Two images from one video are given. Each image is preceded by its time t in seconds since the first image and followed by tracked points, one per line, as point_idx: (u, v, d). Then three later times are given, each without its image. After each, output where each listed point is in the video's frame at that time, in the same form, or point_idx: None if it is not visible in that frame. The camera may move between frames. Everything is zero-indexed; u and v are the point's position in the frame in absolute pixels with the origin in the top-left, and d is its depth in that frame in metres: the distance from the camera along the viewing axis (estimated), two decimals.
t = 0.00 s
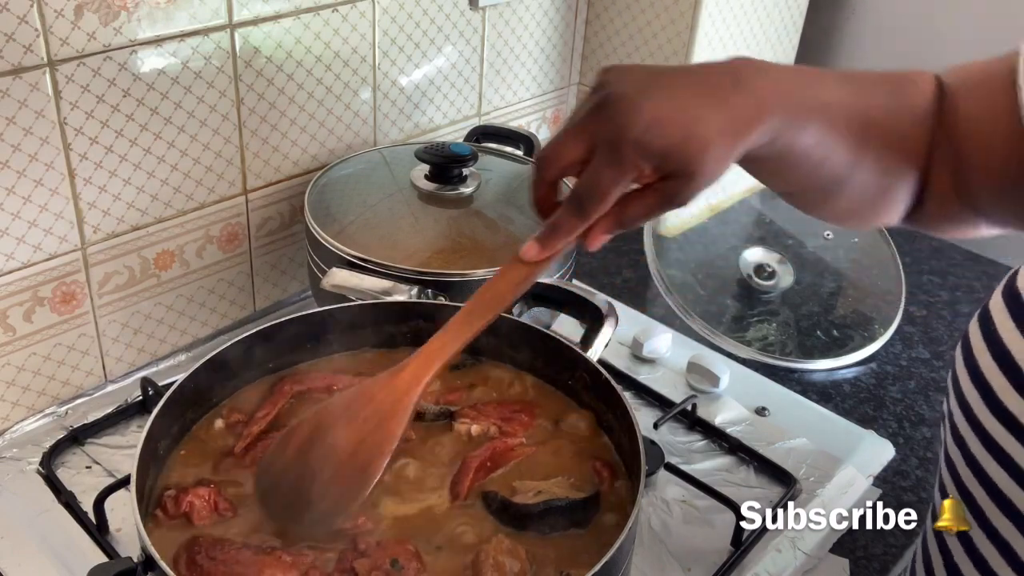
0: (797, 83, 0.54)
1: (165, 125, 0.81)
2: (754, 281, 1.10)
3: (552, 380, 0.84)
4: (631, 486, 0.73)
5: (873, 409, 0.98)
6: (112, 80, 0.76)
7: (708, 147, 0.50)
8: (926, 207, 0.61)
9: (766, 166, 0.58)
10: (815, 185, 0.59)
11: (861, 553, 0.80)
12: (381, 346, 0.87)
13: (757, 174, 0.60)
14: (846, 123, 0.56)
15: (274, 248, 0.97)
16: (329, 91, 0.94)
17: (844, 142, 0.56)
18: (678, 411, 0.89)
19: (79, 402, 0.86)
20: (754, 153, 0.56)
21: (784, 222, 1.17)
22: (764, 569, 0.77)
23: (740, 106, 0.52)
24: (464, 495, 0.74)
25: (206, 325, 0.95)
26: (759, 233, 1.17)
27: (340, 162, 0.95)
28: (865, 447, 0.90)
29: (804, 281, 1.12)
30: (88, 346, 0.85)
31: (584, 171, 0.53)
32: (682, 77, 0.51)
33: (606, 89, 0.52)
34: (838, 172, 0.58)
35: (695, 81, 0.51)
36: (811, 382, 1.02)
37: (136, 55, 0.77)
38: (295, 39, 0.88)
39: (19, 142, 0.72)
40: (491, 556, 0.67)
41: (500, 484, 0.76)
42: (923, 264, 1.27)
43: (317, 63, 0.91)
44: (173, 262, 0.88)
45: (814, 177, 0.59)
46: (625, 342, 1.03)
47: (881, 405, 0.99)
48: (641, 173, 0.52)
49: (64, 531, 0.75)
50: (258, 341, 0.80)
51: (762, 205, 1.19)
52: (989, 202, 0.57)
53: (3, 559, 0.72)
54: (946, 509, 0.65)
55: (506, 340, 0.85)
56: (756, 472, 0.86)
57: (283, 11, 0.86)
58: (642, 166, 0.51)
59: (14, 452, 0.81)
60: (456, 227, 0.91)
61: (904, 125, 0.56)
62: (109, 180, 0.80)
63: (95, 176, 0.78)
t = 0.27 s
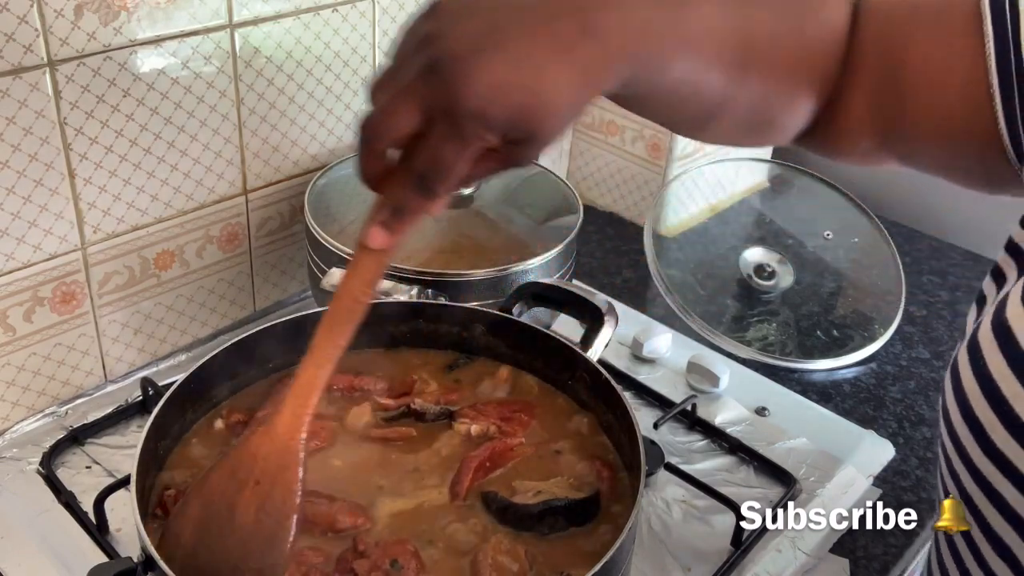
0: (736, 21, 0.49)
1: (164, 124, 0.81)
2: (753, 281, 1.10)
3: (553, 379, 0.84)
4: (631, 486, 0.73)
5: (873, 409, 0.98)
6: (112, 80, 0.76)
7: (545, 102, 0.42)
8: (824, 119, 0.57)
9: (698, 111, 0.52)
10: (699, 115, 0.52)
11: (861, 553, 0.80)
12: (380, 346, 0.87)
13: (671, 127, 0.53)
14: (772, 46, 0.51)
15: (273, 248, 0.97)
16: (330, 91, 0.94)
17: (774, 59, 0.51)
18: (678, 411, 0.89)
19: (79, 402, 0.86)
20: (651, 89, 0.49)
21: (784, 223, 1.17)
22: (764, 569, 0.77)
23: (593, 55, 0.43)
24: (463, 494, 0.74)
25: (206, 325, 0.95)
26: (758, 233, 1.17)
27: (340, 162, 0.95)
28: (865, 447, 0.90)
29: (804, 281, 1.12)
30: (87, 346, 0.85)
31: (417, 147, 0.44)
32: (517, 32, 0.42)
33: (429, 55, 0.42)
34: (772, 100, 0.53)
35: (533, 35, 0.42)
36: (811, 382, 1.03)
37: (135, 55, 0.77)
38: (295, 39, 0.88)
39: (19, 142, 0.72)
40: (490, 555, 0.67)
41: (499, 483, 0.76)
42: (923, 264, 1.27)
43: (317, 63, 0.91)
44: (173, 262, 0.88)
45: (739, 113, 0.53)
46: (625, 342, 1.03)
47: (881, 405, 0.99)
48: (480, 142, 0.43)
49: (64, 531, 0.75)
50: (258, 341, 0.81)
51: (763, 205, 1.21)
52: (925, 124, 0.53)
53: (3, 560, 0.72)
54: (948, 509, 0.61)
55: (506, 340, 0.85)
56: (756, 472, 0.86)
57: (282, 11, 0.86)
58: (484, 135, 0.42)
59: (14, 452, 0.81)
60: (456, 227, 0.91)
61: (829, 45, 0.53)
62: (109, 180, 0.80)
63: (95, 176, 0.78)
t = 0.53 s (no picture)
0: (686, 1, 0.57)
1: (164, 124, 0.81)
2: (753, 282, 1.10)
3: (553, 380, 0.84)
4: (631, 486, 0.73)
5: (874, 409, 0.98)
6: (112, 80, 0.76)
7: (477, 43, 0.50)
8: (820, 113, 0.62)
9: (679, 82, 0.60)
10: (670, 89, 0.61)
11: (861, 553, 0.80)
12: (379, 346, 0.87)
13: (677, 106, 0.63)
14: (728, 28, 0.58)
15: (274, 247, 0.97)
16: (330, 92, 0.94)
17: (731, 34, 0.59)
18: (678, 411, 0.89)
19: (79, 402, 0.86)
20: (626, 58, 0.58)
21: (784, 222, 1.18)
22: (764, 569, 0.77)
23: (519, 12, 0.51)
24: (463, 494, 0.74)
25: (206, 325, 0.95)
26: (758, 233, 1.17)
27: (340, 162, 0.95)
28: (865, 447, 0.90)
29: (804, 281, 1.12)
30: (87, 346, 0.85)
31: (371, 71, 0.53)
32: None
33: None
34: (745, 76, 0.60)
35: None
36: (811, 383, 1.03)
37: (135, 55, 0.77)
38: (295, 39, 0.88)
39: (19, 142, 0.72)
40: (489, 555, 0.67)
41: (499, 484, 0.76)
42: (923, 264, 1.27)
43: (317, 63, 0.91)
44: (173, 262, 0.88)
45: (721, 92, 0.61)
46: (625, 342, 1.03)
47: (881, 405, 0.99)
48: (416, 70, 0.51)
49: (63, 531, 0.75)
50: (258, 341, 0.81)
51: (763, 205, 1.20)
52: (914, 120, 0.57)
53: (3, 560, 0.72)
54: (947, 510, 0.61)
55: (507, 340, 0.85)
56: (756, 472, 0.86)
57: (282, 11, 0.86)
58: (415, 67, 0.51)
59: (14, 453, 0.81)
60: (456, 227, 0.91)
61: (820, 41, 0.59)
62: (109, 180, 0.80)
63: (95, 176, 0.78)
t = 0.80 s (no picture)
0: (768, 91, 0.63)
1: (165, 124, 0.81)
2: (754, 282, 1.10)
3: (553, 379, 0.84)
4: (631, 486, 0.73)
5: (873, 409, 0.98)
6: (112, 80, 0.76)
7: (660, 128, 0.64)
8: (957, 238, 0.63)
9: (786, 170, 0.66)
10: (837, 191, 0.65)
11: (861, 553, 0.80)
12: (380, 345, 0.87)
13: (771, 181, 0.68)
14: (806, 128, 0.63)
15: (274, 247, 0.97)
16: (329, 91, 0.94)
17: (813, 136, 0.63)
18: (678, 411, 0.89)
19: (79, 402, 0.86)
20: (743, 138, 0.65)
21: (784, 223, 1.17)
22: (764, 569, 0.77)
23: (723, 94, 0.63)
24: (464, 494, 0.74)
25: (206, 325, 0.95)
26: (758, 233, 1.17)
27: (341, 162, 0.95)
28: (865, 447, 0.90)
29: (804, 280, 1.12)
30: (87, 346, 0.85)
31: (566, 124, 0.68)
32: (663, 77, 0.64)
33: (610, 64, 0.66)
34: (840, 171, 0.63)
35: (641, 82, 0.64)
36: (811, 382, 1.03)
37: (135, 55, 0.77)
38: (295, 39, 0.88)
39: (19, 142, 0.72)
40: (489, 555, 0.67)
41: (500, 484, 0.76)
42: (923, 264, 1.27)
43: (317, 63, 0.91)
44: (173, 262, 0.88)
45: (816, 187, 0.65)
46: (625, 342, 1.03)
47: (881, 405, 0.99)
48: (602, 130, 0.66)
49: (63, 531, 0.75)
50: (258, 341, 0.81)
51: (762, 205, 1.19)
52: (984, 207, 0.60)
53: (3, 560, 0.72)
54: (948, 510, 0.63)
55: (506, 340, 0.85)
56: (756, 472, 0.86)
57: (283, 11, 0.86)
58: (608, 123, 0.65)
59: (14, 453, 0.81)
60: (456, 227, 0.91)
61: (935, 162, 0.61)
62: (109, 180, 0.80)
63: (95, 176, 0.78)
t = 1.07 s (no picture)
0: (838, 134, 0.70)
1: (165, 125, 0.81)
2: (753, 281, 1.10)
3: (553, 379, 0.85)
4: (630, 486, 0.73)
5: (873, 409, 0.98)
6: (112, 80, 0.76)
7: (740, 163, 0.68)
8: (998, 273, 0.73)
9: (836, 210, 0.75)
10: (905, 231, 0.73)
11: (861, 553, 0.80)
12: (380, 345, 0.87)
13: (825, 221, 0.78)
14: (875, 177, 0.71)
15: (274, 247, 0.97)
16: (329, 91, 0.94)
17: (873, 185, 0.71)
18: (678, 411, 0.89)
19: (79, 402, 0.86)
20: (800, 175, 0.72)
21: (783, 223, 1.19)
22: (764, 569, 0.77)
23: (794, 130, 0.69)
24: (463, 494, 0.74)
25: (206, 325, 0.95)
26: (758, 233, 1.17)
27: (341, 162, 0.95)
28: (865, 447, 0.90)
29: (804, 281, 1.12)
30: (87, 346, 0.85)
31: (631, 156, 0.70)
32: (748, 115, 0.68)
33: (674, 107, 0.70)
34: (901, 222, 0.73)
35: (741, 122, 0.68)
36: (811, 383, 1.02)
37: (135, 55, 0.77)
38: (295, 39, 0.88)
39: (19, 142, 0.72)
40: (489, 555, 0.67)
41: (500, 484, 0.76)
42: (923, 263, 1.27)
43: (317, 63, 0.91)
44: (173, 262, 0.88)
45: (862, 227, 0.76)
46: (625, 342, 1.03)
47: (881, 405, 0.99)
48: (676, 164, 0.69)
49: (63, 531, 0.75)
50: (257, 341, 0.81)
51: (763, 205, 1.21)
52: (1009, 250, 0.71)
53: (3, 559, 0.72)
54: (948, 509, 0.63)
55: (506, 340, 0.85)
56: (756, 472, 0.86)
57: (283, 11, 0.86)
58: (681, 155, 0.68)
59: (14, 453, 0.81)
60: (456, 227, 0.91)
61: (969, 203, 0.70)
62: (109, 180, 0.80)
63: (95, 176, 0.78)
